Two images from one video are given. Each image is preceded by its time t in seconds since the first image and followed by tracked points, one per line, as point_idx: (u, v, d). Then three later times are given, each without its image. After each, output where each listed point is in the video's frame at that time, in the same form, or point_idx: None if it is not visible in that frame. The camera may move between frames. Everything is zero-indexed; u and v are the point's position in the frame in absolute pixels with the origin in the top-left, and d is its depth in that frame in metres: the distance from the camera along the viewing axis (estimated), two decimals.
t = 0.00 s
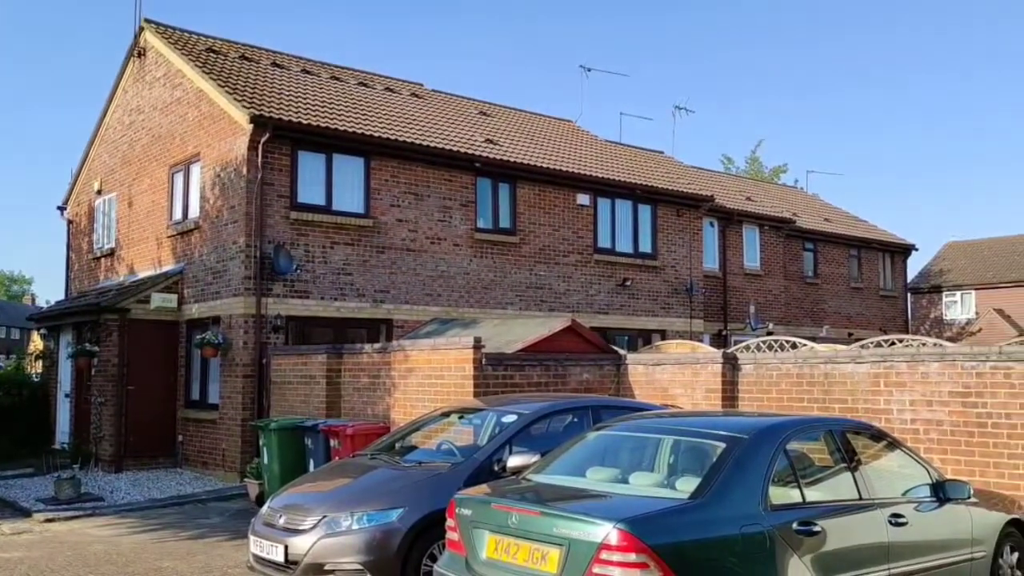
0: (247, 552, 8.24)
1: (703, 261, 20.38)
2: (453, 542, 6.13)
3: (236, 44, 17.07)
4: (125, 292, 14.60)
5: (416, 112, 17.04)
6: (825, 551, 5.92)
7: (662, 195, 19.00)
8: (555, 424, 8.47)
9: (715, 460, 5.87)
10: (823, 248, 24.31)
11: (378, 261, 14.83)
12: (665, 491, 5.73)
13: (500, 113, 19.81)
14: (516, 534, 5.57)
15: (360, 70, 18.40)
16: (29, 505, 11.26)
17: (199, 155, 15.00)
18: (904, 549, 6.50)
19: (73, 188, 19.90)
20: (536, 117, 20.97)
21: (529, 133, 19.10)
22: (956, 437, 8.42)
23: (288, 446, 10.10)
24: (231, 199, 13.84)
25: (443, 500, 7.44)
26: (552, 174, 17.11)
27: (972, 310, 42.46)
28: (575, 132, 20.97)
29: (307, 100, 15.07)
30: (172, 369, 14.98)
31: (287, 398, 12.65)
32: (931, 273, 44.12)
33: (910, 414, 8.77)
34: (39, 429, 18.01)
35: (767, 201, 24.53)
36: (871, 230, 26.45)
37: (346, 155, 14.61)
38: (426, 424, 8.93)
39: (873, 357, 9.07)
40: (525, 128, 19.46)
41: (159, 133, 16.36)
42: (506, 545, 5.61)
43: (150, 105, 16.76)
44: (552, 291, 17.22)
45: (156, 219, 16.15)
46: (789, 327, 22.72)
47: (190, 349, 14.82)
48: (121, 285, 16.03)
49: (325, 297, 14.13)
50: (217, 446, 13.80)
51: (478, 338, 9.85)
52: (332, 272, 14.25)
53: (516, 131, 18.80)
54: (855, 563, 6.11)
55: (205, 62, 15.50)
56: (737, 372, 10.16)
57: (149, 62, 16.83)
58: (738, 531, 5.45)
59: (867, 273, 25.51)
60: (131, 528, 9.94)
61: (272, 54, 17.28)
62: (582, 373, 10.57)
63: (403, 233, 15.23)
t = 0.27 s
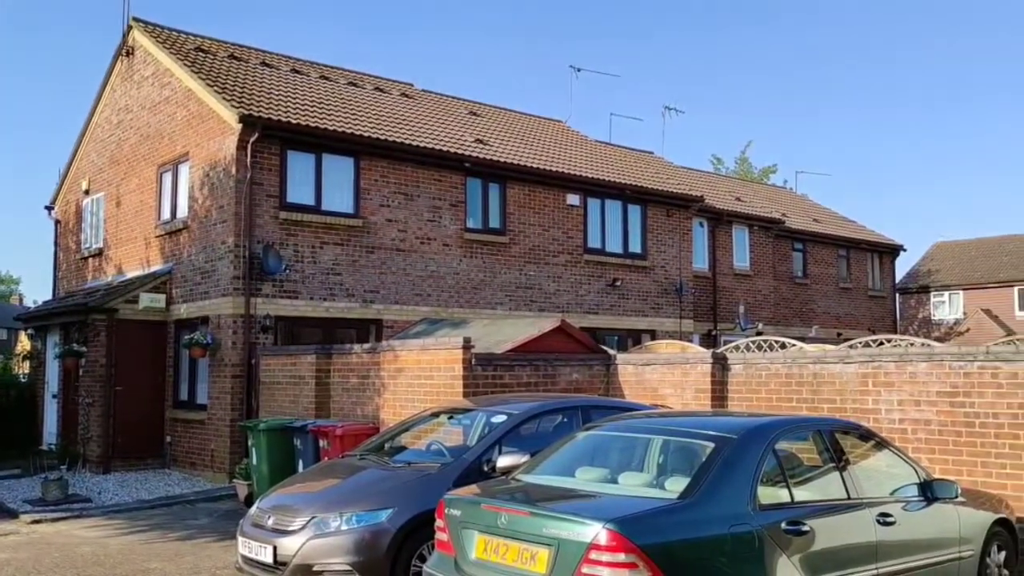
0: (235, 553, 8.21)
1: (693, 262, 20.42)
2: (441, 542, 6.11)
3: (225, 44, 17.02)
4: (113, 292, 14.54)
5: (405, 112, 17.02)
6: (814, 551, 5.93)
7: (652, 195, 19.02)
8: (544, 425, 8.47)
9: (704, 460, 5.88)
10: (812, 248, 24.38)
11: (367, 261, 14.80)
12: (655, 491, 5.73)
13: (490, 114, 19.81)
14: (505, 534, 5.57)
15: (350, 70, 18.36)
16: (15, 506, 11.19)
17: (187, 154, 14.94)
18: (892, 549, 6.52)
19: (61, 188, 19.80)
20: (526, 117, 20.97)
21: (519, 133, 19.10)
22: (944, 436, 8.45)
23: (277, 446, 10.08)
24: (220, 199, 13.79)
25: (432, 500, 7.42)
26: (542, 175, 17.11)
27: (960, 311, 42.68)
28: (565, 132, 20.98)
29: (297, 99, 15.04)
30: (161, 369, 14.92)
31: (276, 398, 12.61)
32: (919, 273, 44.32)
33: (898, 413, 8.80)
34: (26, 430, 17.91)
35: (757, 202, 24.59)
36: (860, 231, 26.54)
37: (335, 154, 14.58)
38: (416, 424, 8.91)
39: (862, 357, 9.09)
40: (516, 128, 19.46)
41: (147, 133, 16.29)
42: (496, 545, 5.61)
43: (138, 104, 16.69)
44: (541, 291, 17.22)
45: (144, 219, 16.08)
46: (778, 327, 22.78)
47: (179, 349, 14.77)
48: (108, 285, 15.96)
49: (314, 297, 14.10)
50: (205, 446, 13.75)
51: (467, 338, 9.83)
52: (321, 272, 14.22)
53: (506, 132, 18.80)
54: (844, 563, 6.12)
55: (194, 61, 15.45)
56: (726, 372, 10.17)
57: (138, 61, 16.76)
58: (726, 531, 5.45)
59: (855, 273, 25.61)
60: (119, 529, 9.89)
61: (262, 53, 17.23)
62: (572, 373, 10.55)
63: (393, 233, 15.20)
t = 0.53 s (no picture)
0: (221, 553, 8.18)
1: (680, 262, 20.47)
2: (428, 542, 6.10)
3: (212, 42, 16.95)
4: (98, 291, 14.46)
5: (392, 111, 16.99)
6: (799, 549, 5.95)
7: (639, 195, 19.05)
8: (531, 424, 8.47)
9: (690, 459, 5.89)
10: (798, 248, 24.48)
11: (354, 260, 14.77)
12: (641, 490, 5.74)
13: (477, 113, 19.80)
14: (491, 534, 5.56)
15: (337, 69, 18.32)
16: None
17: (173, 153, 14.88)
18: (877, 547, 6.55)
19: (45, 187, 19.68)
20: (514, 117, 20.97)
21: (507, 133, 19.09)
22: (929, 435, 8.49)
23: (263, 446, 10.05)
24: (206, 198, 13.73)
25: (419, 500, 7.42)
26: (530, 174, 17.12)
27: (945, 310, 42.93)
28: (553, 132, 20.99)
29: (283, 98, 14.99)
30: (146, 369, 14.85)
31: (263, 398, 12.57)
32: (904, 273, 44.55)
33: (883, 412, 8.84)
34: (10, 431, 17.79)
35: (743, 202, 24.67)
36: (846, 231, 26.66)
37: (322, 154, 14.54)
38: (403, 424, 8.89)
39: (847, 356, 9.13)
40: (503, 128, 19.46)
41: (133, 131, 16.21)
42: (482, 545, 5.60)
43: (123, 103, 16.60)
44: (529, 291, 17.23)
45: (129, 219, 16.00)
46: (765, 326, 22.86)
47: (165, 349, 14.71)
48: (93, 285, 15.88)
49: (301, 297, 14.05)
50: (191, 446, 13.69)
51: (454, 338, 9.82)
52: (308, 272, 14.18)
53: (494, 131, 18.79)
54: (829, 561, 6.14)
55: (180, 60, 15.37)
56: (712, 372, 10.20)
57: (123, 60, 16.67)
58: (713, 529, 5.47)
59: (841, 273, 25.72)
60: (103, 530, 9.84)
61: (248, 52, 17.17)
62: (559, 372, 10.54)
63: (380, 233, 15.18)
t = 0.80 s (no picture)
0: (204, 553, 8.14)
1: (664, 260, 20.52)
2: (411, 541, 6.09)
3: (195, 40, 16.86)
4: (80, 290, 14.36)
5: (377, 109, 16.95)
6: (782, 547, 5.98)
7: (624, 194, 19.09)
8: (515, 423, 8.47)
9: (674, 457, 5.91)
10: (782, 247, 24.58)
11: (338, 259, 14.73)
12: (624, 488, 5.75)
13: (462, 112, 19.78)
14: (475, 533, 5.56)
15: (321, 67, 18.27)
16: None
17: (155, 151, 14.79)
18: (859, 544, 6.59)
19: (26, 185, 19.53)
20: (499, 116, 20.97)
21: (492, 132, 19.08)
22: (910, 433, 8.55)
23: (246, 446, 10.02)
24: (188, 196, 13.66)
25: (403, 499, 7.41)
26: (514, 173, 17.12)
27: (927, 309, 43.23)
28: (538, 131, 21.00)
29: (267, 96, 14.93)
30: (128, 369, 14.77)
31: (246, 398, 12.52)
32: (887, 272, 44.83)
33: (865, 410, 8.89)
34: None
35: (727, 201, 24.76)
36: (829, 230, 26.80)
37: (306, 152, 14.50)
38: (387, 422, 8.88)
39: (830, 355, 9.17)
40: (489, 127, 19.45)
41: (115, 129, 16.11)
42: (466, 544, 5.60)
43: (105, 100, 16.50)
44: (513, 290, 17.24)
45: (111, 217, 15.91)
46: (749, 325, 22.95)
47: (147, 348, 14.64)
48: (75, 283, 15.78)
49: (284, 296, 14.00)
50: (173, 446, 13.63)
51: (439, 336, 9.80)
52: (292, 271, 14.13)
53: (479, 130, 18.78)
54: (811, 559, 6.18)
55: (162, 57, 15.29)
56: (696, 370, 10.23)
57: (105, 57, 16.56)
58: (695, 527, 5.48)
59: (824, 272, 25.85)
60: (85, 530, 9.78)
61: (232, 49, 17.10)
62: (544, 371, 10.53)
63: (364, 231, 15.14)
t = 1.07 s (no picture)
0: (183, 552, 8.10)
1: (646, 258, 20.57)
2: (392, 540, 6.07)
3: (175, 36, 16.75)
4: (58, 288, 14.25)
5: (359, 106, 16.90)
6: (762, 543, 6.01)
7: (607, 192, 19.12)
8: (497, 421, 8.47)
9: (654, 454, 5.92)
10: (763, 245, 24.70)
11: (320, 257, 14.68)
12: (605, 486, 5.75)
13: (445, 109, 19.75)
14: (456, 531, 5.55)
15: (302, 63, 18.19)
16: None
17: (135, 148, 14.69)
18: (838, 540, 6.63)
19: (4, 181, 19.34)
20: (482, 113, 20.95)
21: (474, 129, 19.07)
22: (889, 429, 8.61)
23: (227, 444, 9.97)
24: (168, 193, 13.57)
25: (384, 497, 7.39)
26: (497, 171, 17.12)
27: (907, 307, 43.55)
28: (521, 129, 21.00)
29: (247, 93, 14.86)
30: (108, 367, 14.67)
31: (226, 396, 12.46)
32: (867, 270, 45.15)
33: (845, 407, 8.94)
34: None
35: (709, 199, 24.85)
36: (810, 228, 26.95)
37: (287, 149, 14.43)
38: (368, 420, 8.85)
39: (810, 352, 9.22)
40: (471, 124, 19.43)
41: (94, 125, 15.98)
42: (447, 542, 5.59)
43: (84, 97, 16.37)
44: (496, 287, 17.23)
45: (90, 214, 15.79)
46: (730, 322, 23.04)
47: (127, 346, 14.54)
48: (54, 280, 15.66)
49: (265, 293, 13.93)
50: (153, 445, 13.55)
51: (420, 334, 9.78)
52: (273, 268, 14.07)
53: (461, 128, 18.75)
54: (791, 555, 6.21)
55: (142, 53, 15.19)
56: (677, 368, 10.27)
57: (84, 53, 16.43)
58: (676, 524, 5.50)
59: (805, 269, 26.00)
60: (63, 530, 9.70)
61: (212, 46, 17.00)
62: (526, 368, 10.51)
63: (346, 229, 15.10)
